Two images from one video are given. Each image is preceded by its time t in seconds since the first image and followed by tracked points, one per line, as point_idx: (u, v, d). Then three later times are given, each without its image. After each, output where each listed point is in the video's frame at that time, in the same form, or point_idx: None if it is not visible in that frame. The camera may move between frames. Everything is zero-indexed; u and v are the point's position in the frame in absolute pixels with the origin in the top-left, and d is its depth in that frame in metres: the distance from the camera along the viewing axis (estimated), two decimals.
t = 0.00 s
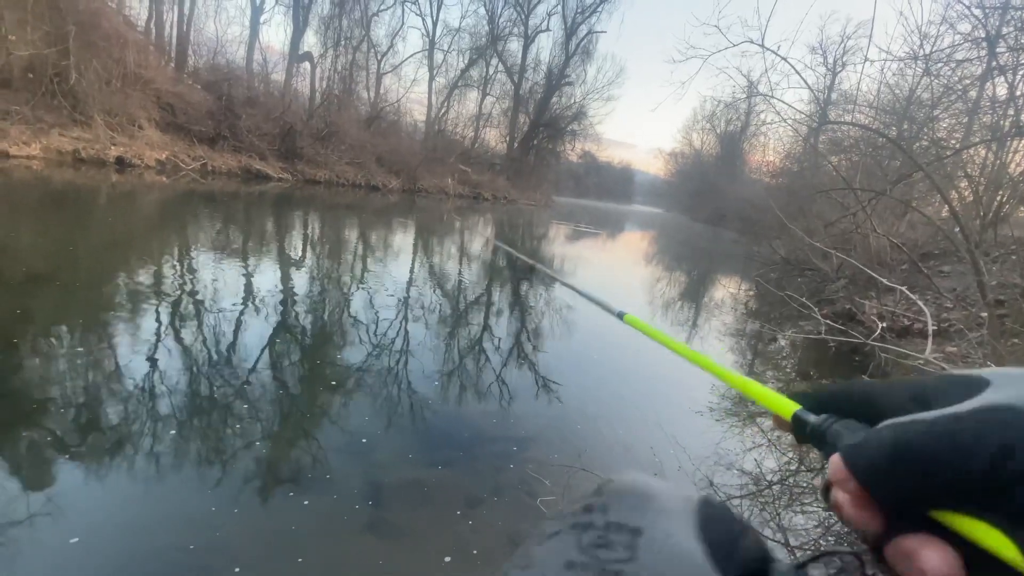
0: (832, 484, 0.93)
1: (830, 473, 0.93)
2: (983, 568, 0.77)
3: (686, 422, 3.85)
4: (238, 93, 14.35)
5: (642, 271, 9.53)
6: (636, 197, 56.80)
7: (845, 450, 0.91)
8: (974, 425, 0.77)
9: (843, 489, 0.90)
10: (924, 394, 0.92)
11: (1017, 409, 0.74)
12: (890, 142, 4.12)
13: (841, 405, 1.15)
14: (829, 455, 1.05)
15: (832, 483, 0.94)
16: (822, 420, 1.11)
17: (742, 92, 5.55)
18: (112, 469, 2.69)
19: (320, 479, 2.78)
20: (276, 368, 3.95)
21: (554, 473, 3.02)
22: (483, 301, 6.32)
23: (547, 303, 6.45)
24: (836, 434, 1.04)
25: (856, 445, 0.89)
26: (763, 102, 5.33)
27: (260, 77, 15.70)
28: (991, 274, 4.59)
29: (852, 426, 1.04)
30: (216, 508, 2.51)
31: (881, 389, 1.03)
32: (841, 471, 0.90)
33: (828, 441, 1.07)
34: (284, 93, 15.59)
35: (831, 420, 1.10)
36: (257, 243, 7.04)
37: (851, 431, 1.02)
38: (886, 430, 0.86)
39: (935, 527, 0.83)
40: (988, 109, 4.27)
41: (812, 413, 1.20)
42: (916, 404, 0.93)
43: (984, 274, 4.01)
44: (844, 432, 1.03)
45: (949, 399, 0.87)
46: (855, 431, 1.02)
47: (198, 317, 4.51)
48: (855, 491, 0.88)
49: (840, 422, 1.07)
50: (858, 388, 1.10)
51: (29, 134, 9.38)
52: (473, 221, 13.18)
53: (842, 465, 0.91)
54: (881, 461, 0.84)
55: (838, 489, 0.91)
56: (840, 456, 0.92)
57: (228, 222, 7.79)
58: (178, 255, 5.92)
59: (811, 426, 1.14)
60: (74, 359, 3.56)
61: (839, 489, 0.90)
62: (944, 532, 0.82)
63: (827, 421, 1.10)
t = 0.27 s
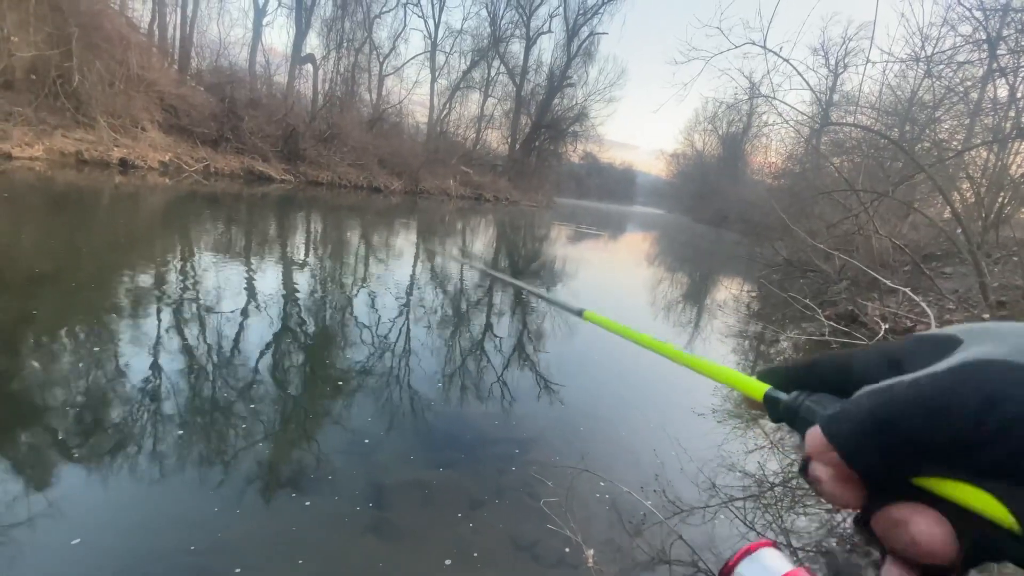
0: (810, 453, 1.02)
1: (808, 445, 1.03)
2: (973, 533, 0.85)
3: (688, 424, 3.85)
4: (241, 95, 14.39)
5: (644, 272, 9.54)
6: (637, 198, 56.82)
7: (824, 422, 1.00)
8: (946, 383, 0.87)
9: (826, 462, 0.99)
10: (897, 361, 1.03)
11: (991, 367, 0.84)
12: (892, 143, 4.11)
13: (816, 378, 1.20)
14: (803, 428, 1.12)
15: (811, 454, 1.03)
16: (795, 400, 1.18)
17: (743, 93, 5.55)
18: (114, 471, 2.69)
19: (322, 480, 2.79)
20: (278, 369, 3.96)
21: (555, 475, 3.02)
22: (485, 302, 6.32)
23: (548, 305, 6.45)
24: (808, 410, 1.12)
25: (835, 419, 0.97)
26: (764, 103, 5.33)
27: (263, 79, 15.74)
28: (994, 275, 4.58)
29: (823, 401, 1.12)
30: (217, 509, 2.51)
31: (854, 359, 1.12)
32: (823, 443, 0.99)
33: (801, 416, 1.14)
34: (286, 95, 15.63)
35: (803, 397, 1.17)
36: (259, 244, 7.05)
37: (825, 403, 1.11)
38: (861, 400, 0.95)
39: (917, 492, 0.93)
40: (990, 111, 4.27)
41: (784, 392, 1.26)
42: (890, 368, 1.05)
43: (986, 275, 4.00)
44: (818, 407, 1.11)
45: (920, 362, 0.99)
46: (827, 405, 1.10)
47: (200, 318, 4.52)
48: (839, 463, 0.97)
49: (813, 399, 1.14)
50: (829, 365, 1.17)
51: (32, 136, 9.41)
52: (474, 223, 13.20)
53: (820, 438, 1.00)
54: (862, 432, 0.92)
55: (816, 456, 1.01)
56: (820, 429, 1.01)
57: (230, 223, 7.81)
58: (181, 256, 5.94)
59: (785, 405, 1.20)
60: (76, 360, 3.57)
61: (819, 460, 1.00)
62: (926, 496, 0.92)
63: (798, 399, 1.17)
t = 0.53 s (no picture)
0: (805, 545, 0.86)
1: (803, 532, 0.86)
2: None
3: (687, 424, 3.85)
4: (241, 95, 14.40)
5: (644, 272, 9.54)
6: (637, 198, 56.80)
7: (818, 504, 0.84)
8: (947, 472, 0.71)
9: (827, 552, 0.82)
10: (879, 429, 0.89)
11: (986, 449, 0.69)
12: (892, 144, 4.11)
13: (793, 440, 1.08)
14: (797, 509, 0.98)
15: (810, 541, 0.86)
16: (783, 470, 1.04)
17: (744, 94, 5.55)
18: (115, 471, 2.69)
19: (323, 479, 2.79)
20: (278, 370, 3.96)
21: (556, 475, 3.03)
22: (485, 302, 6.32)
23: (549, 305, 6.45)
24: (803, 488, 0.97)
25: (826, 503, 0.82)
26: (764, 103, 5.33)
27: (263, 79, 15.74)
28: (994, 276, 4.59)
29: (814, 476, 0.97)
30: (217, 509, 2.51)
31: (838, 428, 0.99)
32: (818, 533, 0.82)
33: (792, 493, 1.00)
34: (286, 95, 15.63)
35: (792, 469, 1.02)
36: (259, 244, 7.05)
37: (817, 481, 0.96)
38: (855, 483, 0.79)
39: None
40: (990, 111, 4.27)
41: (771, 463, 1.11)
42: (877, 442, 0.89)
43: (986, 276, 4.01)
44: (808, 483, 0.97)
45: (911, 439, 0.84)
46: (819, 482, 0.95)
47: (201, 318, 4.52)
48: (835, 554, 0.80)
49: (801, 472, 1.00)
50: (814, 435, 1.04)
51: (32, 136, 9.41)
52: (474, 223, 13.20)
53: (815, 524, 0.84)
54: (860, 523, 0.76)
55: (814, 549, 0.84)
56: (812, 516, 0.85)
57: (231, 224, 7.81)
58: (181, 256, 5.94)
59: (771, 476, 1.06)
60: (77, 360, 3.57)
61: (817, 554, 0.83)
62: None
63: (787, 469, 1.03)
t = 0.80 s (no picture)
0: (832, 497, 0.85)
1: (829, 485, 0.86)
2: None
3: (686, 423, 3.86)
4: (240, 95, 14.38)
5: (643, 272, 9.56)
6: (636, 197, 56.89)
7: (849, 458, 0.83)
8: (988, 431, 0.70)
9: (854, 506, 0.82)
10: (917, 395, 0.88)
11: None
12: (892, 143, 4.10)
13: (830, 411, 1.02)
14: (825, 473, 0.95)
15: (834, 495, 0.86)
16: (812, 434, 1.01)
17: (743, 92, 5.54)
18: (114, 471, 2.69)
19: (321, 479, 2.79)
20: (277, 369, 3.95)
21: (553, 474, 3.03)
22: (484, 302, 6.32)
23: (548, 304, 6.45)
24: (831, 449, 0.95)
25: (857, 456, 0.81)
26: (764, 102, 5.33)
27: (261, 78, 15.72)
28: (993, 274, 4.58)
29: (847, 438, 0.94)
30: (217, 509, 2.51)
31: (877, 394, 0.93)
32: (845, 486, 0.82)
33: (821, 455, 0.97)
34: (285, 94, 15.62)
35: (824, 432, 0.99)
36: (257, 244, 7.04)
37: (848, 444, 0.93)
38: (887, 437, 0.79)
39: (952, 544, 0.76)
40: (990, 109, 4.26)
41: (801, 425, 1.07)
42: (916, 406, 0.88)
43: (985, 274, 4.00)
44: (840, 445, 0.94)
45: (949, 399, 0.83)
46: (852, 444, 0.93)
47: (199, 318, 4.51)
48: (862, 506, 0.80)
49: (834, 433, 0.97)
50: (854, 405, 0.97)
51: (31, 136, 9.40)
52: (473, 222, 13.20)
53: (842, 476, 0.83)
54: (890, 474, 0.76)
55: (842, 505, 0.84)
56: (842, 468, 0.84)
57: (229, 223, 7.80)
58: (180, 256, 5.93)
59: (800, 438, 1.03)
60: (76, 360, 3.56)
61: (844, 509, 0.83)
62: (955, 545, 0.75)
63: (818, 434, 1.00)
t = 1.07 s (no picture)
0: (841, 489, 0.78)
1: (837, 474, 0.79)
2: None
3: (685, 421, 3.86)
4: (239, 94, 14.37)
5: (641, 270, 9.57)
6: (635, 197, 56.92)
7: (860, 449, 0.76)
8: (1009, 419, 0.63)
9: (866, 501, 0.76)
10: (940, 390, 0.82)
11: None
12: (890, 141, 4.09)
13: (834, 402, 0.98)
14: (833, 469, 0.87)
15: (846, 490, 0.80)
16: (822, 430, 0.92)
17: (742, 91, 5.53)
18: (112, 470, 2.68)
19: (320, 478, 2.78)
20: (275, 369, 3.94)
21: (552, 472, 3.02)
22: (483, 301, 6.31)
23: (547, 303, 6.45)
24: (843, 444, 0.87)
25: (868, 448, 0.74)
26: (762, 101, 5.34)
27: (260, 77, 15.71)
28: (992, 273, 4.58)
29: (859, 433, 0.87)
30: (215, 508, 2.51)
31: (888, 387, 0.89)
32: (854, 476, 0.76)
33: (830, 452, 0.89)
34: (284, 93, 15.61)
35: (833, 427, 0.91)
36: (256, 243, 7.04)
37: (861, 438, 0.85)
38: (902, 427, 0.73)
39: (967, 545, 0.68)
40: (988, 108, 4.26)
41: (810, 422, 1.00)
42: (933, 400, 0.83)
43: (984, 273, 4.00)
44: (850, 439, 0.86)
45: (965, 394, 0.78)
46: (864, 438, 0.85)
47: (197, 317, 4.51)
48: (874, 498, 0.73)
49: (844, 430, 0.89)
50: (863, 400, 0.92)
51: (30, 135, 9.40)
52: (472, 221, 13.20)
53: (851, 466, 0.77)
54: (904, 465, 0.69)
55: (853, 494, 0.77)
56: (852, 458, 0.77)
57: (228, 222, 7.80)
58: (178, 255, 5.93)
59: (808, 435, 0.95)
60: (74, 359, 3.56)
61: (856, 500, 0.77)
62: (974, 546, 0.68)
63: (828, 428, 0.91)
